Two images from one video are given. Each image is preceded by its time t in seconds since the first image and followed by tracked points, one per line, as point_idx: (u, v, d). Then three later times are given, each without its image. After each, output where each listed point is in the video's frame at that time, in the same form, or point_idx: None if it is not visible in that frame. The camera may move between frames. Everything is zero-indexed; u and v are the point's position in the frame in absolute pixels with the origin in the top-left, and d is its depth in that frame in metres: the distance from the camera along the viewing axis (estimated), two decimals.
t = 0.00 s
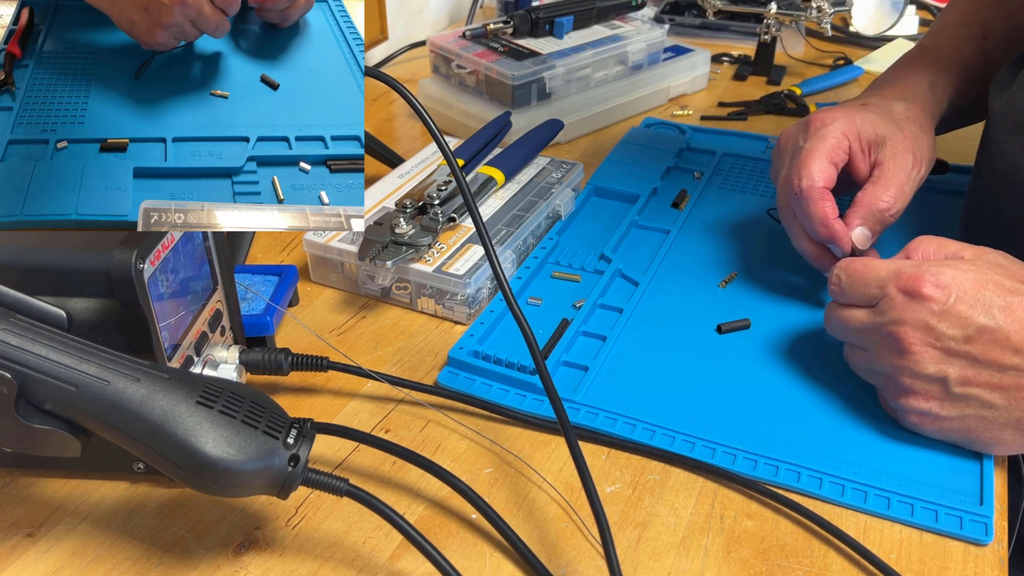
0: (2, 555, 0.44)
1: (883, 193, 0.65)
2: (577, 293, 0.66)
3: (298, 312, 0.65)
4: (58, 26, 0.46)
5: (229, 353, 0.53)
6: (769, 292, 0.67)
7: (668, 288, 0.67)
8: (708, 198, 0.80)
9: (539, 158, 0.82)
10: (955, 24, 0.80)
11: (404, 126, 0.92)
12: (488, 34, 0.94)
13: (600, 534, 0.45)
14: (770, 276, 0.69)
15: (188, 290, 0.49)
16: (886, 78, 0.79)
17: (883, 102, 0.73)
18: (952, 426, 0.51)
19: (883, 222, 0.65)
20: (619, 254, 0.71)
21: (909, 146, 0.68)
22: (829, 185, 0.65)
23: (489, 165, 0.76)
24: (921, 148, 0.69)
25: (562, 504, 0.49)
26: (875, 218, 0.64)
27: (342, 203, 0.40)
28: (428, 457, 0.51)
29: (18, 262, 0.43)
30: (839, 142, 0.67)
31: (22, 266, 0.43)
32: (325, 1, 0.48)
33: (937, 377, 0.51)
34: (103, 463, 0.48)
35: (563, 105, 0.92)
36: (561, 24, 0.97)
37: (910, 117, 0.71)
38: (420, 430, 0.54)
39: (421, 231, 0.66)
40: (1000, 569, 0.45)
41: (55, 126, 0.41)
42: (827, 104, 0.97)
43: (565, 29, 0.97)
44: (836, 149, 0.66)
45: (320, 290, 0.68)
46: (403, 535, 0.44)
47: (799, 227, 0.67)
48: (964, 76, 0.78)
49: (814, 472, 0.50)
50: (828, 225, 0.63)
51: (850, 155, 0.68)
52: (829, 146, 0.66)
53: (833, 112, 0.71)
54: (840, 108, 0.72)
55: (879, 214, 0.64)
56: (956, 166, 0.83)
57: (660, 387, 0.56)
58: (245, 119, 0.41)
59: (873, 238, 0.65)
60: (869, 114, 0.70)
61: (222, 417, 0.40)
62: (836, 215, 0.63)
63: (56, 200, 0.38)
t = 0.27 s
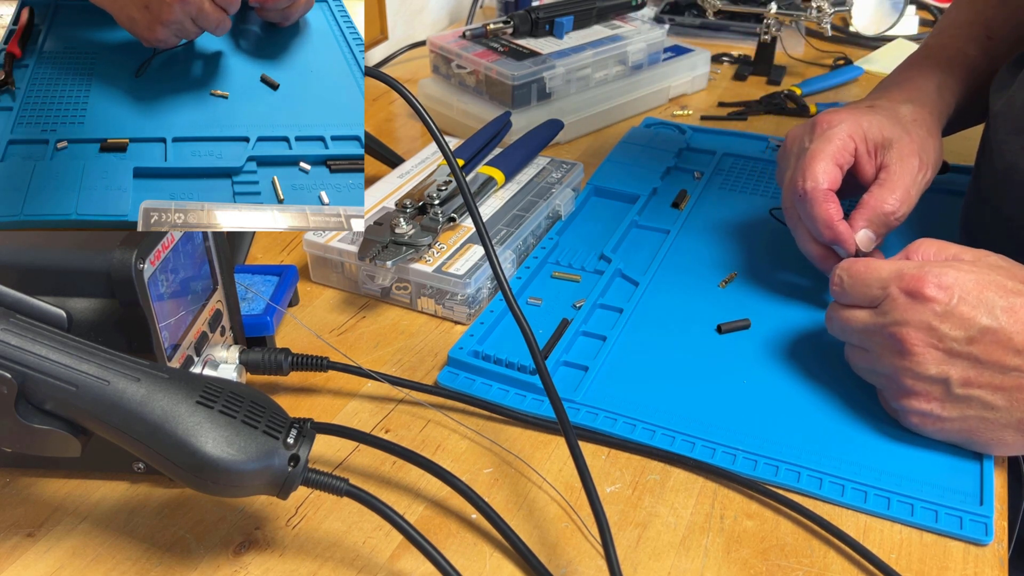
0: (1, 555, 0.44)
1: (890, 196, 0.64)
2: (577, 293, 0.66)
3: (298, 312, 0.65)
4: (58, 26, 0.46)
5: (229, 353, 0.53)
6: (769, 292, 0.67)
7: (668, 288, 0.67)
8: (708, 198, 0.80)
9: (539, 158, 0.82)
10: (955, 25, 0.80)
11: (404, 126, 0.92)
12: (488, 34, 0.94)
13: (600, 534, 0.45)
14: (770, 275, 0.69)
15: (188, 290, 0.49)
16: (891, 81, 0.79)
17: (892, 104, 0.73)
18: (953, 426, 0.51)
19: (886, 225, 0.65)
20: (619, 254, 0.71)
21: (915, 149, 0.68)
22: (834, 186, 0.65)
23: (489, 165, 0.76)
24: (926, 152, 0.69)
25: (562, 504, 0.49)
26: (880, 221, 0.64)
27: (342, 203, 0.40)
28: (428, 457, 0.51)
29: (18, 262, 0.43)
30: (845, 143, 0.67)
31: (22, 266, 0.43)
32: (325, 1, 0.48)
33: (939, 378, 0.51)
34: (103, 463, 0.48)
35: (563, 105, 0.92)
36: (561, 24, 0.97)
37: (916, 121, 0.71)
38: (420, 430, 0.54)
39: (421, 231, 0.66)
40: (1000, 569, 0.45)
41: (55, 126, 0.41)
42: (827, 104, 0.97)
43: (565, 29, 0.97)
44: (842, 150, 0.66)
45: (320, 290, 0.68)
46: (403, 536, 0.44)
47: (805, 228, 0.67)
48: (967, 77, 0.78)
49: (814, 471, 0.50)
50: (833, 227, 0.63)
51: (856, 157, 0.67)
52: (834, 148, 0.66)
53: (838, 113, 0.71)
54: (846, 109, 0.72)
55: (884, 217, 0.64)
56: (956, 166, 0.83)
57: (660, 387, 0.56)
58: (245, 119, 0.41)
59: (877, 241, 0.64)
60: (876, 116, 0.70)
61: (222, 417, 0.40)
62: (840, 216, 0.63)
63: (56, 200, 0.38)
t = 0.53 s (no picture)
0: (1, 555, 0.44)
1: (894, 202, 0.64)
2: (577, 293, 0.66)
3: (298, 312, 0.65)
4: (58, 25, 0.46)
5: (229, 353, 0.53)
6: (769, 292, 0.67)
7: (668, 288, 0.67)
8: (708, 198, 0.80)
9: (539, 158, 0.82)
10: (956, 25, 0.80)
11: (404, 126, 0.92)
12: (488, 34, 0.94)
13: (600, 534, 0.45)
14: (770, 275, 0.69)
15: (188, 290, 0.49)
16: (899, 81, 0.78)
17: (904, 106, 0.73)
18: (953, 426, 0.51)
19: (891, 231, 0.65)
20: (619, 254, 0.71)
21: (923, 158, 0.68)
22: (841, 184, 0.65)
23: (489, 165, 0.76)
24: (935, 162, 0.69)
25: (562, 504, 0.49)
26: (883, 226, 0.64)
27: (342, 203, 0.40)
28: (428, 457, 0.51)
29: (18, 262, 0.43)
30: (855, 143, 0.67)
31: (22, 266, 0.43)
32: (325, 1, 0.48)
33: (940, 379, 0.51)
34: (103, 463, 0.48)
35: (563, 105, 0.92)
36: (561, 24, 0.97)
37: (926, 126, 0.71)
38: (420, 430, 0.54)
39: (421, 231, 0.66)
40: (1000, 569, 0.45)
41: (55, 126, 0.41)
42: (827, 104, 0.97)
43: (565, 29, 0.97)
44: (853, 149, 0.66)
45: (320, 290, 0.68)
46: (403, 536, 0.44)
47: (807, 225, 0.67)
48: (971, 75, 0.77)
49: (814, 472, 0.50)
50: (835, 224, 0.63)
51: (865, 158, 0.67)
52: (845, 146, 0.66)
53: (852, 112, 0.71)
54: (859, 109, 0.72)
55: (888, 222, 0.64)
56: (956, 166, 0.83)
57: (660, 387, 0.56)
58: (245, 120, 0.41)
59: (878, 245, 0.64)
60: (890, 118, 0.70)
61: (221, 417, 0.40)
62: (844, 215, 0.63)
63: (56, 200, 0.38)
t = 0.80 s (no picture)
0: (2, 555, 0.44)
1: (902, 209, 0.65)
2: (577, 293, 0.66)
3: (298, 312, 0.65)
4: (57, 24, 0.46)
5: (229, 353, 0.53)
6: (768, 292, 0.67)
7: (668, 288, 0.67)
8: (708, 198, 0.80)
9: (539, 158, 0.82)
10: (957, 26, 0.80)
11: (404, 126, 0.92)
12: (488, 34, 0.94)
13: (600, 534, 0.45)
14: (770, 275, 0.69)
15: (188, 290, 0.49)
16: (905, 87, 0.78)
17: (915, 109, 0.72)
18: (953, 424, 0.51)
19: (899, 237, 0.65)
20: (619, 254, 0.71)
21: (934, 164, 0.68)
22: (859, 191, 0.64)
23: (489, 165, 0.76)
24: (942, 168, 0.69)
25: (562, 504, 0.49)
26: (893, 234, 0.64)
27: (342, 203, 0.40)
28: (428, 457, 0.51)
29: (17, 262, 0.43)
30: (873, 148, 0.66)
31: (22, 266, 0.43)
32: (325, 1, 0.48)
33: (938, 376, 0.51)
34: (103, 463, 0.48)
35: (563, 105, 0.92)
36: (561, 24, 0.97)
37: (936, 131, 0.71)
38: (420, 430, 0.54)
39: (421, 231, 0.66)
40: (1000, 569, 0.45)
41: (55, 126, 0.41)
42: (827, 103, 0.97)
43: (565, 29, 0.97)
44: (871, 155, 0.66)
45: (320, 290, 0.68)
46: (403, 536, 0.44)
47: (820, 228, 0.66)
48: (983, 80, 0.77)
49: (814, 472, 0.50)
50: (854, 234, 0.62)
51: (878, 163, 0.67)
52: (863, 152, 0.66)
53: (864, 115, 0.70)
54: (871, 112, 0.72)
55: (897, 229, 0.64)
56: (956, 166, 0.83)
57: (660, 387, 0.56)
58: (245, 120, 0.41)
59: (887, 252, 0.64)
60: (902, 122, 0.69)
61: (222, 417, 0.40)
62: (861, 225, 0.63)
63: (56, 200, 0.38)
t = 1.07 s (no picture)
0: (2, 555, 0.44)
1: (882, 205, 0.64)
2: (577, 293, 0.66)
3: (298, 312, 0.65)
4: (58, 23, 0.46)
5: (229, 353, 0.53)
6: (769, 292, 0.67)
7: (668, 288, 0.67)
8: (708, 198, 0.80)
9: (539, 158, 0.82)
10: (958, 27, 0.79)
11: (404, 126, 0.92)
12: (488, 34, 0.94)
13: (600, 534, 0.45)
14: (770, 275, 0.69)
15: (188, 290, 0.49)
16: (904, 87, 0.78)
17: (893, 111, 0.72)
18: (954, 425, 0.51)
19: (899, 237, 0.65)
20: (620, 254, 0.71)
21: (912, 158, 0.67)
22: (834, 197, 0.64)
23: (489, 165, 0.76)
24: (924, 161, 0.68)
25: (562, 504, 0.49)
26: (876, 229, 0.63)
27: (343, 203, 0.40)
28: (428, 457, 0.51)
29: (17, 262, 0.43)
30: (843, 153, 0.66)
31: (21, 266, 0.43)
32: (325, 1, 0.48)
33: (946, 383, 0.51)
34: (103, 463, 0.48)
35: (563, 105, 0.92)
36: (561, 24, 0.97)
37: (914, 127, 0.70)
38: (420, 430, 0.54)
39: (421, 231, 0.66)
40: (1001, 569, 0.45)
41: (55, 126, 0.41)
42: (827, 103, 0.97)
43: (565, 29, 0.97)
44: (840, 159, 0.66)
45: (320, 290, 0.68)
46: (403, 536, 0.44)
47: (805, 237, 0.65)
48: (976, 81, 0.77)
49: (814, 471, 0.50)
50: (833, 236, 0.61)
51: (852, 168, 0.67)
52: (834, 158, 0.66)
53: (834, 124, 0.70)
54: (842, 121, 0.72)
55: (880, 225, 0.63)
56: (956, 166, 0.83)
57: (660, 387, 0.56)
58: (245, 120, 0.41)
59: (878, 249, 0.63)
60: (873, 125, 0.69)
61: (221, 417, 0.40)
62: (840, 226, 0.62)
63: (56, 200, 0.38)
